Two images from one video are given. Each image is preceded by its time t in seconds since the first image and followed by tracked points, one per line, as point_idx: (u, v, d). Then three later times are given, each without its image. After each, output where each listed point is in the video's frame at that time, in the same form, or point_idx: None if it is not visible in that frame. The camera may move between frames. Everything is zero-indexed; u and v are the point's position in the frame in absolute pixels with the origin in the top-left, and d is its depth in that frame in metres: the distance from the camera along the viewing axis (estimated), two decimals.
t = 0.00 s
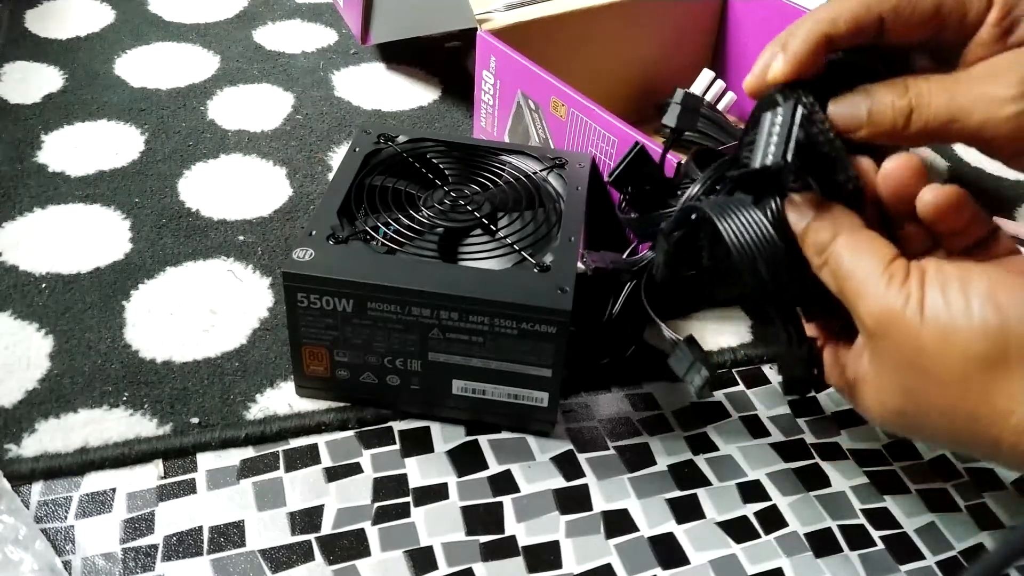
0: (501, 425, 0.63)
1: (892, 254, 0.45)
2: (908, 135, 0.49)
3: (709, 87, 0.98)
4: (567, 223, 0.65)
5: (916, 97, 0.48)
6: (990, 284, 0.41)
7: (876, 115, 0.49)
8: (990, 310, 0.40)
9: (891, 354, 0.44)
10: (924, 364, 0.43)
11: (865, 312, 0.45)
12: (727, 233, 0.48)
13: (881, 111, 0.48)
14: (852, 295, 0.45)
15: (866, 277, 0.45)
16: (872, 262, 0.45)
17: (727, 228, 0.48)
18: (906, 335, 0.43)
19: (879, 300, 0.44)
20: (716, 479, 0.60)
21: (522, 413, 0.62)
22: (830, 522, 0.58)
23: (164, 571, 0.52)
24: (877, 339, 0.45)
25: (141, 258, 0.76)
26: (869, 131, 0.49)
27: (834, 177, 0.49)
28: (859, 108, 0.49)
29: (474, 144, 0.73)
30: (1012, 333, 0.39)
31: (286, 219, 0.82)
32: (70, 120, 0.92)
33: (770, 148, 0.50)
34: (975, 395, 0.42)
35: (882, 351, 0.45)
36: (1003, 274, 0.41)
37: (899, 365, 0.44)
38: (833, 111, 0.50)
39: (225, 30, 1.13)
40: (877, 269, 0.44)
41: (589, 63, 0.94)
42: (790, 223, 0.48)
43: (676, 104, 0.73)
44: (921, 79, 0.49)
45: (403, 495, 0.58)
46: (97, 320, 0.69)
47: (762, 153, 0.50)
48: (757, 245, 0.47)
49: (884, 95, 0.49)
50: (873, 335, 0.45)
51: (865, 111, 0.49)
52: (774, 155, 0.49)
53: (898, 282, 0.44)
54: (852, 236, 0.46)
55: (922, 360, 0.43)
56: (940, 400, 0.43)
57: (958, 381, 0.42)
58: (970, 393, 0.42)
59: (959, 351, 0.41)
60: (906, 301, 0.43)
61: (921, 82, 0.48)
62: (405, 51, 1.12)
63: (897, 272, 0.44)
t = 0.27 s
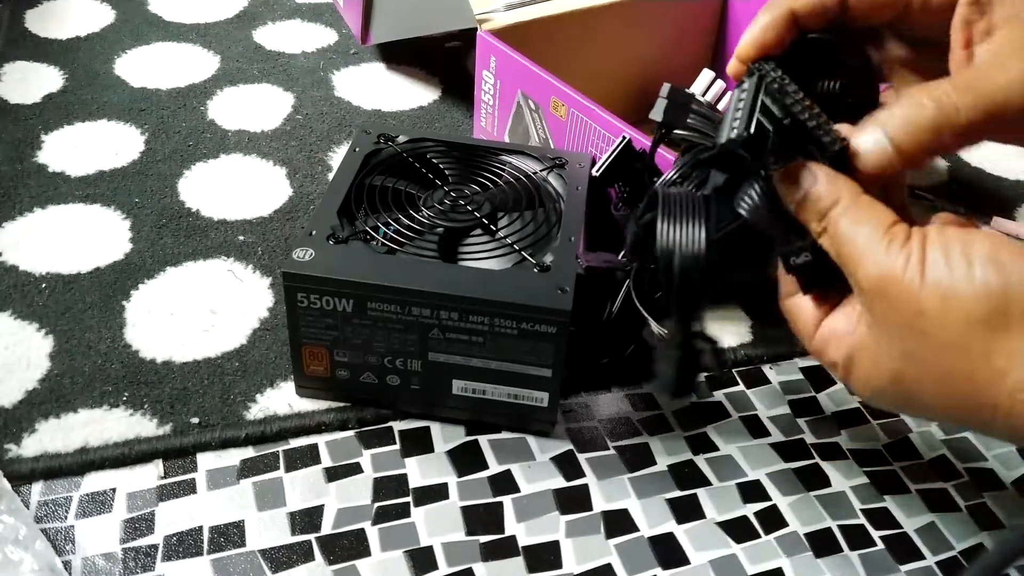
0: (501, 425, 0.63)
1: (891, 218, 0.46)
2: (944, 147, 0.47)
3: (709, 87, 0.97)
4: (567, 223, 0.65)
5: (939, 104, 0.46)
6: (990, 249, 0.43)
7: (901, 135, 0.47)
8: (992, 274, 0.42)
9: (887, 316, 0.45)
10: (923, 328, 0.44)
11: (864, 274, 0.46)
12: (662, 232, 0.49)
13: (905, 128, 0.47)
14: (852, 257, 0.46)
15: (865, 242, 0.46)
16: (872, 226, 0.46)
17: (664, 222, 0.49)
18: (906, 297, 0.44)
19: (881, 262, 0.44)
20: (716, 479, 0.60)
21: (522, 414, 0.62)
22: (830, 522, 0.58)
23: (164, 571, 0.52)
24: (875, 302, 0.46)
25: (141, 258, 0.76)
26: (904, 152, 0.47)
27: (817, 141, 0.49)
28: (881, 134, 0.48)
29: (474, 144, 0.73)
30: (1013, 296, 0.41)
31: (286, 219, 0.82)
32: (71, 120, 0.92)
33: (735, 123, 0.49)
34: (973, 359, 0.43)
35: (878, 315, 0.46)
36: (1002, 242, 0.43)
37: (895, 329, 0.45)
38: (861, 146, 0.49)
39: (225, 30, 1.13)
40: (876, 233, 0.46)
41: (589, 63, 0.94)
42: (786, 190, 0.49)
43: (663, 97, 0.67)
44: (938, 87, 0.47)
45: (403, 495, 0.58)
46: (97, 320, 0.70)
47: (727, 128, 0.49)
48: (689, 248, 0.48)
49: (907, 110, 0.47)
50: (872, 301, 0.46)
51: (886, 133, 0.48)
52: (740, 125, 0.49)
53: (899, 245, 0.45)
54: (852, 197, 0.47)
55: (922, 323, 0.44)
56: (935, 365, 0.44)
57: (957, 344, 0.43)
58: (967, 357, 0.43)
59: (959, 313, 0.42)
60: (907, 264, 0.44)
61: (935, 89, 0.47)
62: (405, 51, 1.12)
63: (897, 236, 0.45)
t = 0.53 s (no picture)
0: (501, 425, 0.63)
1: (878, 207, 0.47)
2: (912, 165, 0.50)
3: (709, 87, 0.98)
4: (567, 223, 0.65)
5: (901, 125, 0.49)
6: (984, 230, 0.43)
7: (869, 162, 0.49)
8: (986, 251, 0.42)
9: (882, 302, 0.45)
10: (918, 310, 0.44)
11: (854, 260, 0.46)
12: (657, 219, 0.54)
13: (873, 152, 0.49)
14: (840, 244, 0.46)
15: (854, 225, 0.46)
16: (859, 211, 0.46)
17: (658, 209, 0.54)
18: (899, 279, 0.44)
19: (872, 246, 0.45)
20: (716, 479, 0.60)
21: (522, 414, 0.62)
22: (830, 522, 0.58)
23: (164, 571, 0.52)
24: (868, 289, 0.46)
25: (141, 258, 0.76)
26: (876, 177, 0.50)
27: (822, 119, 0.51)
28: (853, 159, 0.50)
29: (474, 144, 0.73)
30: (1008, 271, 0.41)
31: (286, 219, 0.82)
32: (71, 120, 0.92)
33: (737, 103, 0.51)
34: (972, 339, 0.42)
35: (871, 301, 0.46)
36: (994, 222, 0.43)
37: (888, 313, 0.45)
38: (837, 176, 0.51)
39: (225, 30, 1.13)
40: (865, 219, 0.46)
41: (589, 63, 0.94)
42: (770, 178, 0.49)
43: (663, 93, 0.67)
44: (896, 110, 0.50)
45: (404, 495, 0.58)
46: (97, 320, 0.70)
47: (730, 108, 0.52)
48: (680, 238, 0.53)
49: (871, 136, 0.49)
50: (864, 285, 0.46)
51: (853, 163, 0.50)
52: (740, 108, 0.51)
53: (888, 230, 0.45)
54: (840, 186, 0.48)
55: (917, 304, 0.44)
56: (935, 349, 0.44)
57: (954, 326, 0.43)
58: (967, 339, 0.43)
59: (954, 292, 0.42)
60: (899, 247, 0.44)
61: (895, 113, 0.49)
62: (405, 51, 1.12)
63: (885, 221, 0.46)
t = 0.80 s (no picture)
0: (501, 425, 0.63)
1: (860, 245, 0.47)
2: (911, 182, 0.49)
3: (709, 87, 0.98)
4: (567, 223, 0.65)
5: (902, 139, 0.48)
6: (972, 264, 0.44)
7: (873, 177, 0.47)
8: (979, 285, 0.43)
9: (880, 340, 0.46)
10: (917, 347, 0.45)
11: (846, 303, 0.46)
12: (668, 241, 0.48)
13: (876, 164, 0.47)
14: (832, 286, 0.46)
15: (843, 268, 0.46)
16: (845, 252, 0.46)
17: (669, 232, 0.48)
18: (896, 319, 0.44)
19: (867, 286, 0.45)
20: (716, 479, 0.60)
21: (522, 414, 0.62)
22: (831, 522, 0.58)
23: (164, 571, 0.52)
24: (863, 328, 0.46)
25: (141, 258, 0.76)
26: (878, 192, 0.48)
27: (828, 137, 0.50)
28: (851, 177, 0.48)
29: (474, 144, 0.73)
30: (1002, 305, 0.43)
31: (286, 219, 0.82)
32: (71, 120, 0.92)
33: (730, 141, 0.50)
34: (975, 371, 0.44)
35: (869, 339, 0.47)
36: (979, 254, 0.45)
37: (889, 350, 0.46)
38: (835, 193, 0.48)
39: (225, 30, 1.13)
40: (851, 259, 0.46)
41: (588, 61, 0.94)
42: (755, 216, 0.49)
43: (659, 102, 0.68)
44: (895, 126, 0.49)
45: (404, 495, 0.58)
46: (97, 320, 0.70)
47: (723, 146, 0.51)
48: (696, 258, 0.47)
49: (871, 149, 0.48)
50: (858, 325, 0.46)
51: (853, 178, 0.48)
52: (734, 147, 0.50)
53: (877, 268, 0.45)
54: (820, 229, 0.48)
55: (915, 341, 0.45)
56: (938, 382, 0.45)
57: (957, 361, 0.44)
58: (970, 372, 0.44)
59: (952, 330, 0.43)
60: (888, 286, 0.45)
61: (893, 128, 0.49)
62: (405, 51, 1.12)
63: (868, 258, 0.46)
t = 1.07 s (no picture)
0: (501, 425, 0.63)
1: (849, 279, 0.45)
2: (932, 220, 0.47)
3: (709, 87, 0.98)
4: (567, 223, 0.65)
5: (920, 176, 0.46)
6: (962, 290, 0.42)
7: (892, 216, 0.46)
8: (972, 313, 0.41)
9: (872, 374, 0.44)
10: (911, 380, 0.42)
11: (836, 337, 0.44)
12: (649, 284, 0.46)
13: (897, 209, 0.46)
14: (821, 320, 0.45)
15: (827, 305, 0.44)
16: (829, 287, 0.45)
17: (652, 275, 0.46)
18: (887, 352, 0.42)
19: (855, 319, 0.43)
20: (716, 479, 0.60)
21: (522, 414, 0.62)
22: (830, 522, 0.58)
23: (164, 572, 0.52)
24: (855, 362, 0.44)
25: (141, 258, 0.76)
26: (898, 234, 0.47)
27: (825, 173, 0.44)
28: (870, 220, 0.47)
29: (474, 144, 0.73)
30: (997, 334, 0.40)
31: (286, 219, 0.82)
32: (71, 120, 0.92)
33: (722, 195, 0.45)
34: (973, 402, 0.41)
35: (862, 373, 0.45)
36: (973, 281, 0.43)
37: (883, 384, 0.44)
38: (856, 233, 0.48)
39: (225, 30, 1.13)
40: (837, 293, 0.44)
41: (588, 61, 0.94)
42: (736, 259, 0.46)
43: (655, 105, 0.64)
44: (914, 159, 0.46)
45: (404, 495, 0.58)
46: (97, 320, 0.70)
47: (713, 201, 0.46)
48: (676, 306, 0.46)
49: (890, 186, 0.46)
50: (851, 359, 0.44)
51: (874, 223, 0.47)
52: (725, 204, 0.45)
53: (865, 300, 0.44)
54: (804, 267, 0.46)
55: (908, 374, 0.42)
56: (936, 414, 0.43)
57: (954, 391, 0.41)
58: (969, 404, 0.41)
59: (945, 360, 0.41)
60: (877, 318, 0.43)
61: (912, 162, 0.46)
62: (405, 51, 1.12)
63: (856, 291, 0.44)
